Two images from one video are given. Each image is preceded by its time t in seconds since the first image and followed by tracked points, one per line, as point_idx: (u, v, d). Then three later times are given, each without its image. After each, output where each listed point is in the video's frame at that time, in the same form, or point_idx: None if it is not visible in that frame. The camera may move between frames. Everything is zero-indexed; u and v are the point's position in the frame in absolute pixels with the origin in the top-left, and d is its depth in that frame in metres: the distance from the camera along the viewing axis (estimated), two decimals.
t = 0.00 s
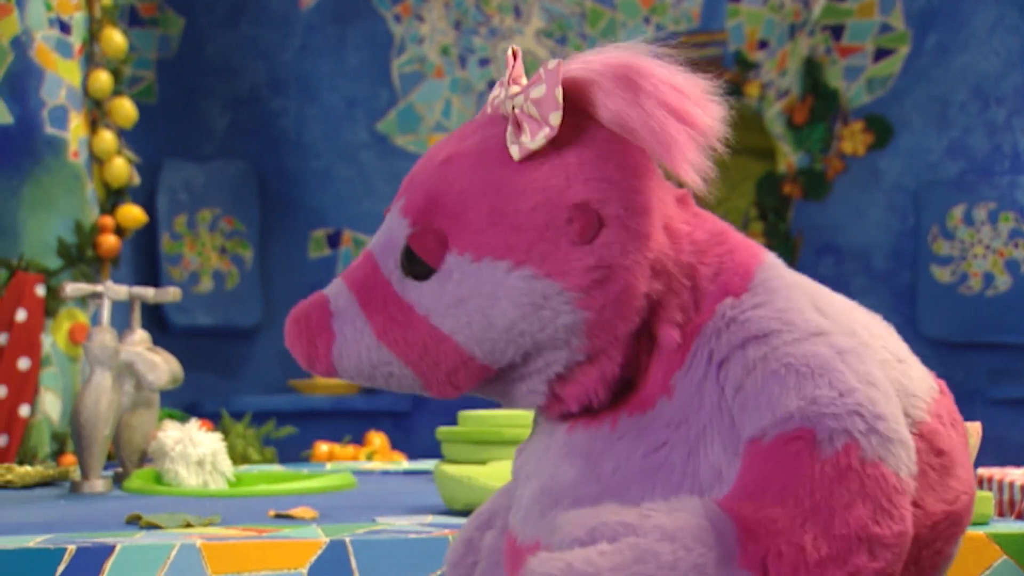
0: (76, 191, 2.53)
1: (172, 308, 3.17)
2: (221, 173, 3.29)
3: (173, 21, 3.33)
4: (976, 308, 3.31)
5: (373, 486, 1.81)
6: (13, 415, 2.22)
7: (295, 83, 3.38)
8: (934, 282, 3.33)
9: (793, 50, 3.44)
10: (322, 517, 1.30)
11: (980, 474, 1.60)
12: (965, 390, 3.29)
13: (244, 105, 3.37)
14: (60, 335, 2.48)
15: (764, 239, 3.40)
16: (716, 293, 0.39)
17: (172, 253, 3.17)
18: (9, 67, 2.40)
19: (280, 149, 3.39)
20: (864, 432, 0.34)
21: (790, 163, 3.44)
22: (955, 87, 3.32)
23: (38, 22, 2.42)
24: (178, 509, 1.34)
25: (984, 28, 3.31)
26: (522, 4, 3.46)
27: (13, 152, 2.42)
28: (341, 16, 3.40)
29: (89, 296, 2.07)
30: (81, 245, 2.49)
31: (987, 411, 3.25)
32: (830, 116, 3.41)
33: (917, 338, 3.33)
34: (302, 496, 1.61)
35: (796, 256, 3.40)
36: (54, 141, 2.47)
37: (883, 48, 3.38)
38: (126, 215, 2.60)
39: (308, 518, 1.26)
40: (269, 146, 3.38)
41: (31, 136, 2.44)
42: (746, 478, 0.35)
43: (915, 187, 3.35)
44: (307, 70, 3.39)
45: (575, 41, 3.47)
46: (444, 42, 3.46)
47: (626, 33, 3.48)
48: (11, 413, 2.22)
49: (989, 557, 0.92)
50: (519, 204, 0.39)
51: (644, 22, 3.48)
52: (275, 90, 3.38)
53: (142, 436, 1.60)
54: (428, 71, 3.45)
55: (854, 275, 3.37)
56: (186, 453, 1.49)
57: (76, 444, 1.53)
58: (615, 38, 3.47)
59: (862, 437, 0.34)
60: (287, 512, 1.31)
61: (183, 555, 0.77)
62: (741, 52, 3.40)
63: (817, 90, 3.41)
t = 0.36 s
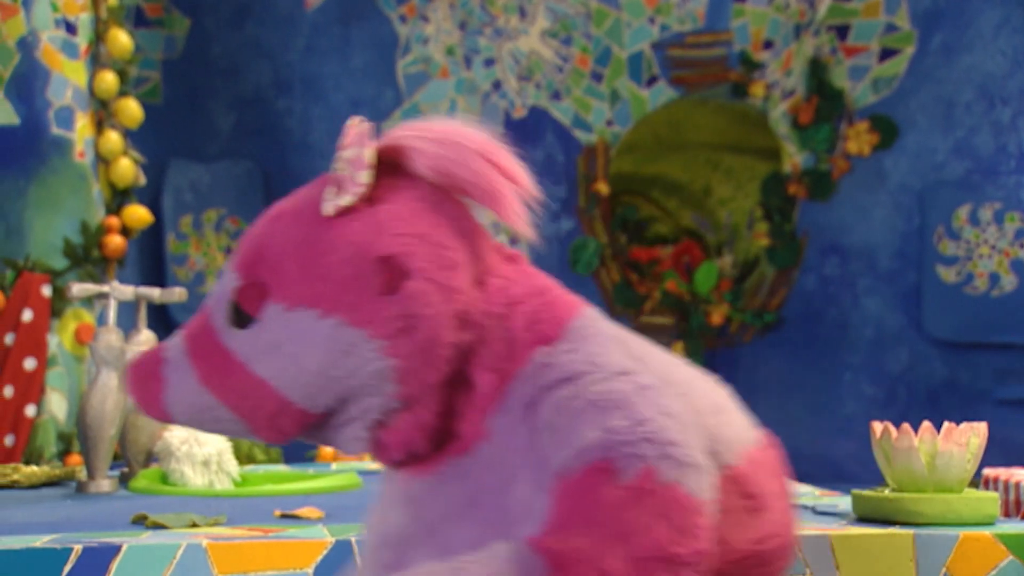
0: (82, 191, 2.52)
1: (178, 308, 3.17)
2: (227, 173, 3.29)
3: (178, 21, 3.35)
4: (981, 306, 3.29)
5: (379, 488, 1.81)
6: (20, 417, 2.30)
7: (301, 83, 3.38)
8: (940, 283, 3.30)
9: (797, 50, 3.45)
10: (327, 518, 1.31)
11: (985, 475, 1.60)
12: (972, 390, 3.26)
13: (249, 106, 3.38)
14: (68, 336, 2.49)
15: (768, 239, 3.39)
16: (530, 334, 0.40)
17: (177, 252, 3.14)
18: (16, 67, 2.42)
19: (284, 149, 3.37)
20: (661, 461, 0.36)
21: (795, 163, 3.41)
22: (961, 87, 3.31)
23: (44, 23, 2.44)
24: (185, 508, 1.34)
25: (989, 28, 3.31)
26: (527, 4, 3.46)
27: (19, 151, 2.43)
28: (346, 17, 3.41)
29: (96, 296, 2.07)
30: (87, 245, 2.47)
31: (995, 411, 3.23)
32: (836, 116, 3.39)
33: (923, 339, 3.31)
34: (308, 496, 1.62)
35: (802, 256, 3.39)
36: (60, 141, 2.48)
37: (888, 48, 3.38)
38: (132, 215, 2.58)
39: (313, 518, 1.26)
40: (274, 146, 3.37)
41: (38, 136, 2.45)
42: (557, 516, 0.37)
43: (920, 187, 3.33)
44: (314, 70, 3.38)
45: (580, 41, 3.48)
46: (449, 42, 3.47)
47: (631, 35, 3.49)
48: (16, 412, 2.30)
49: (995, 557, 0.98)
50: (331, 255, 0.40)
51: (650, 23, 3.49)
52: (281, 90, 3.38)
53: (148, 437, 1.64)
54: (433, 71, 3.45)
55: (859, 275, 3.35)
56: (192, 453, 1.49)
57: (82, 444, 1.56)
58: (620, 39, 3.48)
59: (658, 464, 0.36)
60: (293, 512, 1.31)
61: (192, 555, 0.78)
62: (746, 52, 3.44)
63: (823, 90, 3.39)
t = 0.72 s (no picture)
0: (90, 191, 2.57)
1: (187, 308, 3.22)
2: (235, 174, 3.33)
3: (187, 23, 3.40)
4: (987, 309, 3.22)
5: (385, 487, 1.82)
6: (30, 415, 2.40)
7: (308, 84, 3.40)
8: (944, 283, 3.25)
9: (804, 50, 3.43)
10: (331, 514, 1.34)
11: (992, 473, 1.61)
12: (978, 391, 3.19)
13: (257, 107, 3.40)
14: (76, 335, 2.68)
15: (774, 239, 3.41)
16: (222, 342, 0.52)
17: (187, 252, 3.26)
18: (26, 67, 2.45)
19: (293, 150, 3.40)
20: (313, 540, 0.48)
21: (801, 163, 3.42)
22: (966, 87, 3.21)
23: (54, 23, 2.51)
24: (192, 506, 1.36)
25: (995, 28, 3.17)
26: (534, 5, 3.45)
27: (32, 150, 2.43)
28: (353, 18, 3.40)
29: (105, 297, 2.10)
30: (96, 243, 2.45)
31: (999, 410, 3.15)
32: (842, 116, 3.37)
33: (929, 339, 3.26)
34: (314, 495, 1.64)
35: (807, 256, 3.40)
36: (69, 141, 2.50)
37: (894, 48, 3.29)
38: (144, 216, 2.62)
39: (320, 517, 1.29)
40: (282, 146, 3.40)
41: (48, 135, 2.46)
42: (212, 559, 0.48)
43: (926, 187, 3.26)
44: (321, 71, 3.40)
45: (586, 42, 3.48)
46: (456, 44, 3.45)
47: (637, 35, 3.49)
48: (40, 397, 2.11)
49: (1000, 557, 1.08)
50: (57, 255, 0.51)
51: (656, 23, 3.48)
52: (289, 91, 3.39)
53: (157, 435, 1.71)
54: (440, 72, 3.44)
55: (865, 275, 3.32)
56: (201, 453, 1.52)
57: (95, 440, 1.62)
58: (626, 39, 3.48)
59: (310, 542, 0.48)
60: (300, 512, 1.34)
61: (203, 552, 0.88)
62: (752, 52, 3.44)
63: (828, 90, 3.36)
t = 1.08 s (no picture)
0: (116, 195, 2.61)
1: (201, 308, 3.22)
2: (250, 175, 3.33)
3: (201, 24, 3.36)
4: (1006, 308, 3.19)
5: (399, 487, 1.82)
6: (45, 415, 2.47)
7: (322, 86, 3.41)
8: (957, 282, 3.23)
9: (816, 51, 3.46)
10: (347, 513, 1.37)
11: (1004, 474, 1.62)
12: (990, 390, 3.18)
13: (272, 108, 3.40)
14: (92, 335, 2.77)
15: (787, 239, 3.42)
16: None
17: (200, 253, 3.25)
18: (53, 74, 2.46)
19: (305, 151, 3.41)
20: None
21: (814, 163, 3.44)
22: (978, 88, 3.19)
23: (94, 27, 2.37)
24: (208, 506, 1.40)
25: (1007, 29, 3.15)
26: (547, 6, 3.47)
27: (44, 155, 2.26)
28: (367, 20, 3.42)
29: (120, 297, 2.10)
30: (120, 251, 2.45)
31: (1013, 411, 3.13)
32: (854, 116, 3.37)
33: (940, 338, 3.25)
34: (328, 494, 1.66)
35: (820, 256, 3.41)
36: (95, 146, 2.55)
37: (907, 48, 3.29)
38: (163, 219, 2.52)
39: (335, 516, 1.31)
40: (296, 148, 3.40)
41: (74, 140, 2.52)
42: None
43: (938, 187, 3.26)
44: (334, 73, 3.42)
45: (598, 43, 3.49)
46: (469, 45, 3.46)
47: (649, 36, 3.50)
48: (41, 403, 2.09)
49: (1013, 557, 1.02)
50: None
51: (668, 25, 3.48)
52: (303, 93, 3.41)
53: (172, 436, 1.65)
54: (453, 73, 3.46)
55: (877, 275, 3.33)
56: (215, 452, 1.57)
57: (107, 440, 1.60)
58: (638, 41, 3.48)
59: None
60: (316, 510, 1.36)
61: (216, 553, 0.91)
62: (764, 53, 3.44)
63: (840, 91, 3.37)
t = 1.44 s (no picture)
0: (126, 193, 2.80)
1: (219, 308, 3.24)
2: (266, 176, 3.34)
3: (219, 26, 3.38)
4: (1017, 306, 3.16)
5: (419, 486, 1.83)
6: (67, 414, 2.58)
7: (339, 87, 3.43)
8: (973, 282, 3.22)
9: (832, 51, 3.44)
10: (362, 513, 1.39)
11: None
12: (1007, 391, 3.16)
13: (289, 109, 3.42)
14: (112, 335, 2.79)
15: (803, 239, 3.41)
16: None
17: (218, 254, 3.26)
18: (63, 72, 2.68)
19: (323, 151, 3.43)
20: None
21: (830, 163, 3.43)
22: (996, 87, 3.17)
23: (90, 29, 2.69)
24: (228, 504, 1.41)
25: None
26: (563, 6, 3.48)
27: (66, 155, 2.71)
28: (384, 20, 3.44)
29: (140, 297, 2.12)
30: (131, 246, 2.79)
31: None
32: (872, 115, 3.35)
33: (957, 337, 3.23)
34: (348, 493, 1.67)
35: (836, 255, 3.41)
36: (106, 144, 2.74)
37: (924, 48, 3.28)
38: (175, 217, 2.90)
39: (353, 515, 1.31)
40: (313, 148, 3.42)
41: (84, 138, 2.72)
42: None
43: (956, 187, 3.24)
44: (351, 73, 3.43)
45: (614, 43, 3.49)
46: (485, 45, 3.47)
47: (665, 36, 3.49)
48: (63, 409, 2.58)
49: None
50: None
51: (684, 25, 3.47)
52: (320, 94, 3.42)
53: (190, 434, 1.66)
54: (469, 74, 3.47)
55: (894, 275, 3.32)
56: (234, 452, 1.54)
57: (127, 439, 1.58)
58: (654, 40, 3.48)
59: None
60: (334, 510, 1.37)
61: (233, 552, 0.83)
62: (780, 53, 3.43)
63: (857, 91, 3.35)
